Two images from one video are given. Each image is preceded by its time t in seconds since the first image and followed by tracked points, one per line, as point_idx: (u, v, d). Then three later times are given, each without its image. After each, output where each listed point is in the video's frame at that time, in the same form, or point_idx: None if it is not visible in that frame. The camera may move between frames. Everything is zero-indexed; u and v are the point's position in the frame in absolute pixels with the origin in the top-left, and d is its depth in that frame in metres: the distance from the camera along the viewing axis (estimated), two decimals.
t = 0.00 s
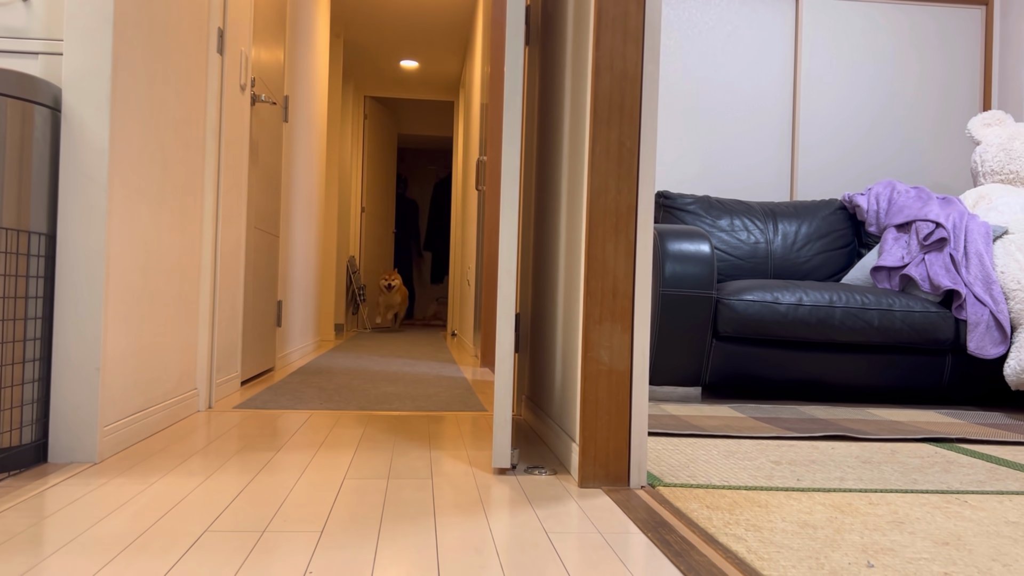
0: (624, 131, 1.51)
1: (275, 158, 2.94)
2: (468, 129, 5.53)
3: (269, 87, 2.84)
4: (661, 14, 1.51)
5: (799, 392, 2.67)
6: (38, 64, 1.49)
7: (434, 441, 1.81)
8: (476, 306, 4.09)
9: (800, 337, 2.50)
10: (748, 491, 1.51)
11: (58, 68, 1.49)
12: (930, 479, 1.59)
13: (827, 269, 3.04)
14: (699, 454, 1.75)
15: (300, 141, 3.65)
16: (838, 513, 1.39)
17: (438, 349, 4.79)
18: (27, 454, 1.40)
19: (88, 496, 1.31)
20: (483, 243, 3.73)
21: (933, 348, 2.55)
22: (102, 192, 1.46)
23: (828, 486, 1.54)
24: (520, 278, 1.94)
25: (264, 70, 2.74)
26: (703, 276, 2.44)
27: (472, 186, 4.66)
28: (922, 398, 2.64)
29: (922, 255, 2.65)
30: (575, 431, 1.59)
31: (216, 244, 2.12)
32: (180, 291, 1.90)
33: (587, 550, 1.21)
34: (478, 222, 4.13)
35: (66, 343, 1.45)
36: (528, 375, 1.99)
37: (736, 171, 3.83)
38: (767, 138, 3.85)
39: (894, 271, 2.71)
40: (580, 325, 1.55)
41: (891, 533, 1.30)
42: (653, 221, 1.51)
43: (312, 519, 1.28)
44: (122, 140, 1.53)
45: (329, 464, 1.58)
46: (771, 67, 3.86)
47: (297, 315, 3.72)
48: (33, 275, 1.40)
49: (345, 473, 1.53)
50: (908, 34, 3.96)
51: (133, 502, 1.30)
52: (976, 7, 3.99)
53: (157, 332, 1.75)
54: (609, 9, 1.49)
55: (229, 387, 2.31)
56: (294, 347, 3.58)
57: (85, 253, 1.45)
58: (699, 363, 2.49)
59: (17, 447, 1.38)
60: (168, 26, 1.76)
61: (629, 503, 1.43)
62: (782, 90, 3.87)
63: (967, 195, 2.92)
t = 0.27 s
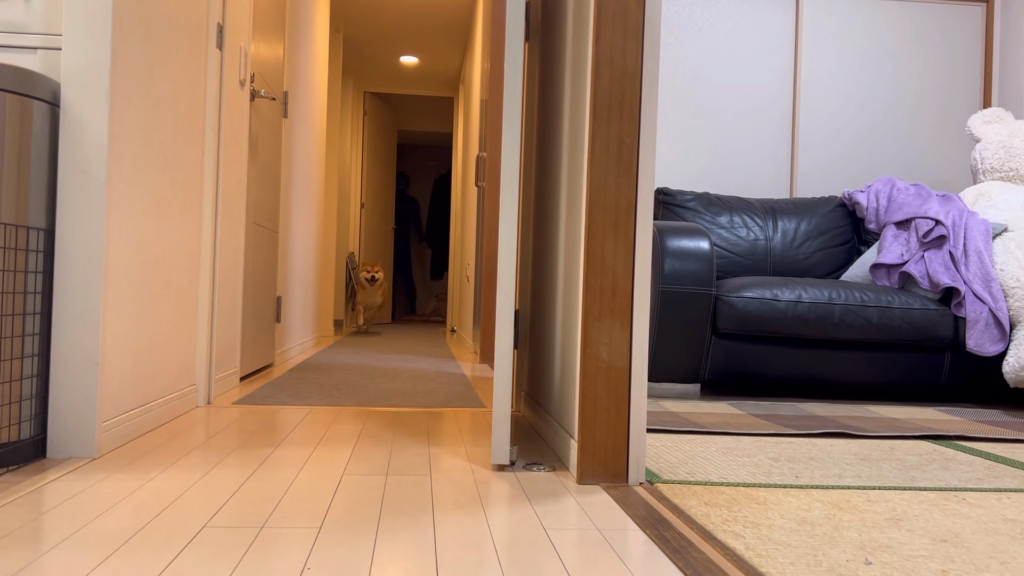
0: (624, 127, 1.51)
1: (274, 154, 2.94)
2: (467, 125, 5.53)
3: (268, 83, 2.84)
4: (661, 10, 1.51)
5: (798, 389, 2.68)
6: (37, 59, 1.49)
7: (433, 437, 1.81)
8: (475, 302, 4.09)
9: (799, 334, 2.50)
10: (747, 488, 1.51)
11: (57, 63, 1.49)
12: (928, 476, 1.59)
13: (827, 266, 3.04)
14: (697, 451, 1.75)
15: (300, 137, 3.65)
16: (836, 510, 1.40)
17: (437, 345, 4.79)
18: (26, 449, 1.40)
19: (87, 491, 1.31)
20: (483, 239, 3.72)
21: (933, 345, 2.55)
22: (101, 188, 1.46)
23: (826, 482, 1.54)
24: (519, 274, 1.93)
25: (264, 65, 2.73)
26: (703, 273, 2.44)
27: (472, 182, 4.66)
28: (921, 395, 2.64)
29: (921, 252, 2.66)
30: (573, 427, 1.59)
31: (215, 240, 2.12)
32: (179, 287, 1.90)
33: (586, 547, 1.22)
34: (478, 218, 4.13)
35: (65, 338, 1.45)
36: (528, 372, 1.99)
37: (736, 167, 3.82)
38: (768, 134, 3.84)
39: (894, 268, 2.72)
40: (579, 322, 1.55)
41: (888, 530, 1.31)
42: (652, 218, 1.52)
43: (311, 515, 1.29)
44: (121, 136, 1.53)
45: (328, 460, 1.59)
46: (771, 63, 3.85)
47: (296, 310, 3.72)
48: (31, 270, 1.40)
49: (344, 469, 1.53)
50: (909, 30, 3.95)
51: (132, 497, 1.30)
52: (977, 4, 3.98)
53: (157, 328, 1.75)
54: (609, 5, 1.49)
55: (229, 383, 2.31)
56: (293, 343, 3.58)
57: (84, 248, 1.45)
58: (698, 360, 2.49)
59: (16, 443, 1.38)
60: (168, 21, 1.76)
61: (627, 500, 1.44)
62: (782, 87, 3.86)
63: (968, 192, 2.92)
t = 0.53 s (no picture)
0: (624, 124, 1.52)
1: (274, 150, 2.93)
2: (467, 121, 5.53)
3: (268, 78, 2.83)
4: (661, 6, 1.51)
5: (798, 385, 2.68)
6: (36, 54, 1.49)
7: (433, 433, 1.81)
8: (474, 298, 4.09)
9: (798, 331, 2.50)
10: (745, 484, 1.51)
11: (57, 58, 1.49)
12: (927, 472, 1.59)
13: (827, 263, 3.04)
14: (697, 447, 1.75)
15: (299, 133, 3.65)
16: (835, 506, 1.41)
17: (436, 341, 4.79)
18: (26, 444, 1.40)
19: (87, 486, 1.31)
20: (482, 236, 3.72)
21: (931, 342, 2.55)
22: (101, 183, 1.46)
23: (825, 478, 1.55)
24: (519, 270, 1.93)
25: (263, 61, 2.73)
26: (702, 269, 2.44)
27: (472, 179, 4.66)
28: (920, 392, 2.64)
29: (921, 249, 2.65)
30: (573, 423, 1.59)
31: (214, 236, 2.12)
32: (179, 282, 1.90)
33: (586, 543, 1.22)
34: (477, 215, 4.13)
35: (65, 333, 1.45)
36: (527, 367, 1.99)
37: (736, 164, 3.82)
38: (768, 131, 3.84)
39: (893, 265, 2.72)
40: (579, 318, 1.56)
41: (887, 526, 1.31)
42: (652, 214, 1.52)
43: (310, 510, 1.29)
44: (121, 131, 1.53)
45: (327, 455, 1.59)
46: (772, 60, 3.85)
47: (295, 306, 3.71)
48: (31, 265, 1.40)
49: (343, 465, 1.54)
50: (909, 27, 3.95)
51: (132, 493, 1.31)
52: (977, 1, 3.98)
53: (156, 323, 1.75)
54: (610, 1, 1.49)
55: (228, 378, 2.31)
56: (292, 339, 3.58)
57: (83, 243, 1.45)
58: (698, 356, 2.50)
59: (16, 438, 1.38)
60: (169, 16, 1.76)
61: (626, 496, 1.44)
62: (782, 84, 3.85)
63: (968, 189, 2.91)
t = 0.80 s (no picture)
0: (623, 120, 1.52)
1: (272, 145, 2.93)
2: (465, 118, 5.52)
3: (266, 74, 2.82)
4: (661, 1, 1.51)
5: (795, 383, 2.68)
6: (34, 49, 1.48)
7: (431, 429, 1.81)
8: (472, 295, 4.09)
9: (796, 328, 2.50)
10: (743, 481, 1.52)
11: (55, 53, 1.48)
12: (924, 469, 1.59)
13: (824, 260, 3.04)
14: (695, 444, 1.75)
15: (297, 128, 3.64)
16: (832, 503, 1.41)
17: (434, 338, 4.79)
18: (23, 440, 1.40)
19: (85, 482, 1.31)
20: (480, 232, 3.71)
21: (929, 339, 2.55)
22: (99, 178, 1.45)
23: (822, 475, 1.55)
24: (518, 265, 1.93)
25: (261, 56, 2.72)
26: (701, 266, 2.45)
27: (470, 175, 4.65)
28: (917, 390, 2.65)
29: (919, 246, 2.65)
30: (571, 420, 1.59)
31: (212, 231, 2.12)
32: (177, 277, 1.90)
33: (584, 540, 1.22)
34: (475, 211, 4.12)
35: (62, 329, 1.45)
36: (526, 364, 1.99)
37: (735, 160, 3.82)
38: (767, 128, 3.84)
39: (891, 262, 2.72)
40: (578, 315, 1.56)
41: (884, 523, 1.32)
42: (650, 211, 1.53)
43: (308, 507, 1.29)
44: (119, 126, 1.53)
45: (326, 451, 1.59)
46: (770, 57, 3.85)
47: (293, 302, 3.71)
48: (28, 261, 1.40)
49: (341, 461, 1.53)
50: (908, 24, 3.95)
51: (130, 489, 1.30)
52: None
53: (154, 319, 1.75)
54: None
55: (226, 374, 2.31)
56: (290, 335, 3.58)
57: (81, 239, 1.45)
58: (695, 353, 2.50)
59: (13, 434, 1.38)
60: (166, 10, 1.76)
61: (624, 493, 1.44)
62: (781, 81, 3.86)
63: (966, 186, 2.92)
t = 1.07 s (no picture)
0: (617, 117, 1.52)
1: (265, 141, 2.92)
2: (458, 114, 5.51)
3: (259, 69, 2.81)
4: None
5: (787, 380, 2.68)
6: (25, 43, 1.47)
7: (424, 426, 1.81)
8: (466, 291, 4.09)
9: (789, 325, 2.51)
10: (735, 478, 1.52)
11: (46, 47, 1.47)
12: (915, 466, 1.60)
13: (817, 257, 3.05)
14: (687, 441, 1.75)
15: (290, 124, 3.63)
16: (824, 500, 1.42)
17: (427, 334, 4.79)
18: (15, 436, 1.39)
19: (76, 478, 1.31)
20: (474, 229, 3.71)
21: (921, 337, 2.56)
22: (91, 174, 1.45)
23: (814, 472, 1.55)
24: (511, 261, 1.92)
25: (254, 51, 2.71)
26: (694, 263, 2.45)
27: (464, 171, 4.64)
28: (910, 387, 2.66)
29: (911, 244, 2.66)
30: (564, 416, 1.60)
31: (205, 227, 2.11)
32: (169, 273, 1.89)
33: (576, 536, 1.22)
34: (469, 208, 4.12)
35: (54, 325, 1.44)
36: (519, 360, 1.99)
37: (728, 158, 3.82)
38: (760, 125, 3.84)
39: (884, 259, 2.72)
40: (571, 312, 1.56)
41: (875, 519, 1.33)
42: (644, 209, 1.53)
43: (300, 503, 1.29)
44: (111, 122, 1.52)
45: (318, 448, 1.58)
46: (764, 54, 3.85)
47: (286, 298, 3.70)
48: (19, 256, 1.39)
49: (334, 458, 1.53)
50: (901, 22, 3.95)
51: (122, 485, 1.30)
52: None
53: (146, 315, 1.75)
54: None
55: (218, 370, 2.30)
56: (283, 331, 3.57)
57: (73, 235, 1.44)
58: (688, 350, 2.50)
59: (5, 429, 1.37)
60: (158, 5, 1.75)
61: (616, 489, 1.45)
62: (774, 79, 3.86)
63: (957, 184, 2.93)
